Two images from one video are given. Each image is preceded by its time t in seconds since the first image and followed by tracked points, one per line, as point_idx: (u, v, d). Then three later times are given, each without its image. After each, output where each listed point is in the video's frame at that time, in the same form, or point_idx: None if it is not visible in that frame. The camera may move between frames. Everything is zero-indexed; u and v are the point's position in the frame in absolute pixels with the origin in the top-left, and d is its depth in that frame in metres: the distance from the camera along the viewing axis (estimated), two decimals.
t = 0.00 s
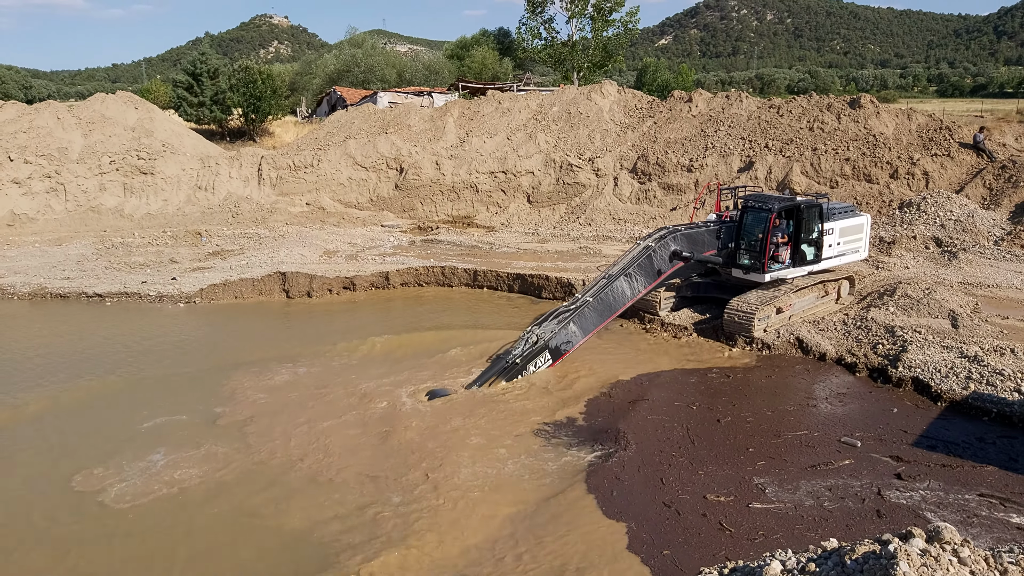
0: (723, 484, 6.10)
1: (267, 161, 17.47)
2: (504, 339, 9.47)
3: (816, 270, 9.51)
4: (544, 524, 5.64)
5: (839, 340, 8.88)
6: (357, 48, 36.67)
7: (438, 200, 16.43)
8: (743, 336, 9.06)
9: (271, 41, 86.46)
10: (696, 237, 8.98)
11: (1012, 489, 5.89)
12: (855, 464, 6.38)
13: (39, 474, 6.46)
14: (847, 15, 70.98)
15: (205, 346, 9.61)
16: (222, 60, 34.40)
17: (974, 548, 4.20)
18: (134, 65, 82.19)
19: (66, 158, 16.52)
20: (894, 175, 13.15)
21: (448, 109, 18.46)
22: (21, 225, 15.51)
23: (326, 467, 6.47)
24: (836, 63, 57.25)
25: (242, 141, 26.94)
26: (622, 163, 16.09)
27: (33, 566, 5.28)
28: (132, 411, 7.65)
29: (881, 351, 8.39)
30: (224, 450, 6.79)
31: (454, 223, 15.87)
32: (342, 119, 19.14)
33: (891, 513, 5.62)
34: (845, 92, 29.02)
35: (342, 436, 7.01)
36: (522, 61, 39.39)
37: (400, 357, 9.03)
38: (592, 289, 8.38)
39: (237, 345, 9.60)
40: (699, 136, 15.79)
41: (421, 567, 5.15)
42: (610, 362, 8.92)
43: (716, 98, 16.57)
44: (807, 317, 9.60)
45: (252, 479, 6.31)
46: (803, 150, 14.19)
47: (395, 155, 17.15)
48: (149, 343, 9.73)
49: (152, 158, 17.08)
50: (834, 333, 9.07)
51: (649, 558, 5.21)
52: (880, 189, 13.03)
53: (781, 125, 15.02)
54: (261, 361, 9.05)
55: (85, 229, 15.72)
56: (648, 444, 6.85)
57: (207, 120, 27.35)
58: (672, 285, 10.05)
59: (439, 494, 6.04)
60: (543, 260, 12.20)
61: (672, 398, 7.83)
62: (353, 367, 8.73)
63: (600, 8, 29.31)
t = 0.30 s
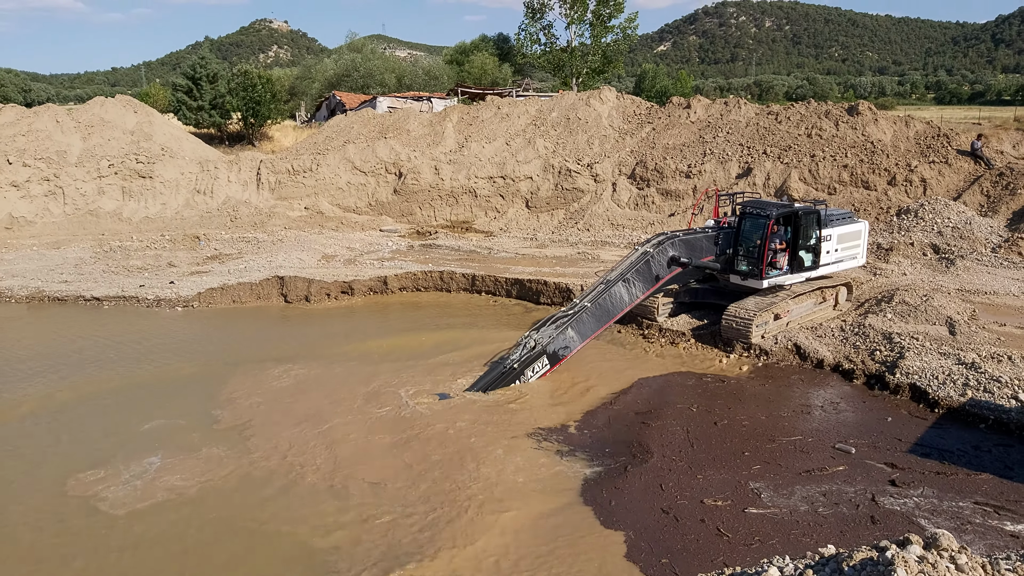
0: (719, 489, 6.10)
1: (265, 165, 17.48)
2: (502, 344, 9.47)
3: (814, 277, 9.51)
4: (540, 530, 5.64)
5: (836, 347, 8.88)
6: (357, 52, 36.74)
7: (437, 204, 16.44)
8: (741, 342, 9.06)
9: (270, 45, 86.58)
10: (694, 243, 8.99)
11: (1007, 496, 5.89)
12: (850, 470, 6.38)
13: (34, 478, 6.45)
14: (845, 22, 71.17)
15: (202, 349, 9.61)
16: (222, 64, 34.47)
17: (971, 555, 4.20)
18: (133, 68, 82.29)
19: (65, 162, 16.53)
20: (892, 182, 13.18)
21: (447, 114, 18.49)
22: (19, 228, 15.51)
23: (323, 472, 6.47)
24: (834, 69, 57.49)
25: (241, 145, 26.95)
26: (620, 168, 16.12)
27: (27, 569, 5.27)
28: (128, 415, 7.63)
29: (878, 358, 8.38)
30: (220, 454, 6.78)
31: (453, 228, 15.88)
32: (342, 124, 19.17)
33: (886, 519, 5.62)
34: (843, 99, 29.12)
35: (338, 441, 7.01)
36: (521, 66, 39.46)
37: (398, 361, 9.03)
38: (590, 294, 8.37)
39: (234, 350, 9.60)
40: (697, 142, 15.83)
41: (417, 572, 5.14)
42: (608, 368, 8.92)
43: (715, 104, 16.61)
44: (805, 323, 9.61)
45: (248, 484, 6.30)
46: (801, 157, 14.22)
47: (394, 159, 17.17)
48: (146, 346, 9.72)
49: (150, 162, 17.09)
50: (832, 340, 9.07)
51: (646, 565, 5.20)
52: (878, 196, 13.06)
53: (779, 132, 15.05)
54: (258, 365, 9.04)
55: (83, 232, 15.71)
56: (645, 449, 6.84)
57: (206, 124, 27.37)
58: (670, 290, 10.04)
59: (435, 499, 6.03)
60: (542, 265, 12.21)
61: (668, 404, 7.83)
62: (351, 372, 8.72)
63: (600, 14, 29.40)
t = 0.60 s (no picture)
0: (718, 493, 6.09)
1: (264, 168, 17.49)
2: (500, 347, 9.47)
3: (812, 280, 9.51)
4: (538, 534, 5.63)
5: (834, 350, 8.87)
6: (355, 55, 36.79)
7: (435, 207, 16.45)
8: (739, 346, 9.05)
9: (269, 48, 86.64)
10: (692, 246, 8.99)
11: (1001, 500, 5.89)
12: (845, 472, 6.39)
13: (31, 480, 6.44)
14: (842, 26, 71.33)
15: (200, 352, 9.60)
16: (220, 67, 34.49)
17: (970, 557, 4.20)
18: (132, 71, 82.31)
19: (63, 164, 16.52)
20: (889, 186, 13.21)
21: (446, 117, 18.51)
22: (16, 230, 15.49)
23: (320, 475, 6.46)
24: (831, 73, 57.67)
25: (239, 148, 26.96)
26: (619, 172, 16.13)
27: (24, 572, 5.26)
28: (125, 417, 7.62)
29: (876, 361, 8.38)
30: (218, 457, 6.77)
31: (451, 231, 15.89)
32: (340, 127, 19.18)
33: (882, 521, 5.62)
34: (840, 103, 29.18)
35: (335, 444, 7.00)
36: (519, 70, 39.52)
37: (396, 364, 9.02)
38: (589, 297, 8.36)
39: (233, 352, 9.59)
40: (695, 145, 15.85)
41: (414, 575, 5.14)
42: (606, 371, 8.91)
43: (713, 107, 16.64)
44: (803, 326, 9.60)
45: (246, 486, 6.29)
46: (799, 160, 14.24)
47: (392, 162, 17.18)
48: (144, 349, 9.72)
49: (149, 164, 17.08)
50: (829, 343, 9.07)
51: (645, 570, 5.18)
52: (875, 200, 13.09)
53: (777, 135, 15.07)
54: (256, 367, 9.04)
55: (81, 235, 15.70)
56: (642, 454, 6.84)
57: (204, 127, 27.38)
58: (669, 294, 10.03)
59: (432, 502, 6.02)
60: (540, 268, 12.21)
61: (666, 407, 7.82)
62: (348, 375, 8.70)
63: (598, 18, 29.46)
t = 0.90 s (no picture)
0: (716, 499, 6.08)
1: (261, 172, 17.49)
2: (497, 351, 9.47)
3: (808, 283, 9.53)
4: (535, 537, 5.63)
5: (830, 353, 8.87)
6: (352, 60, 36.81)
7: (432, 211, 16.46)
8: (735, 350, 9.06)
9: (266, 52, 86.64)
10: (688, 249, 9.00)
11: (994, 502, 5.90)
12: (840, 473, 6.40)
13: (28, 485, 6.43)
14: (838, 30, 71.55)
15: (197, 356, 9.59)
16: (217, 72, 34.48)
17: (965, 560, 4.21)
18: (128, 75, 82.25)
19: (59, 169, 16.49)
20: (885, 190, 13.25)
21: (442, 122, 18.54)
22: (12, 235, 15.46)
23: (317, 479, 6.45)
24: (827, 77, 57.84)
25: (236, 152, 26.95)
26: (615, 175, 16.16)
27: None
28: (122, 422, 7.62)
29: (873, 364, 8.37)
30: (215, 461, 6.77)
31: (448, 235, 15.90)
32: (337, 131, 19.19)
33: (877, 523, 5.63)
34: (836, 107, 29.27)
35: (332, 448, 7.00)
36: (516, 74, 39.59)
37: (393, 368, 9.02)
38: (585, 299, 8.35)
39: (229, 356, 9.58)
40: (692, 149, 15.88)
41: None
42: (603, 375, 8.92)
43: (709, 112, 16.68)
44: (799, 330, 9.61)
45: (243, 490, 6.29)
46: (795, 164, 14.28)
47: (389, 166, 17.19)
48: (140, 353, 9.71)
49: (145, 169, 17.05)
50: (826, 347, 9.07)
51: None
52: (871, 203, 13.13)
53: (773, 139, 15.12)
54: (253, 371, 9.03)
55: (77, 240, 15.67)
56: (640, 459, 6.84)
57: (201, 132, 27.37)
58: (665, 297, 10.05)
59: (430, 506, 6.03)
60: (537, 272, 12.22)
61: (663, 412, 7.82)
62: (345, 379, 8.70)
63: (594, 22, 29.52)
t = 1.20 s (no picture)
0: (715, 501, 6.05)
1: (259, 173, 17.49)
2: (496, 350, 9.47)
3: (806, 283, 9.53)
4: (534, 537, 5.63)
5: (829, 352, 8.85)
6: (350, 60, 36.79)
7: (431, 212, 16.46)
8: (734, 349, 9.07)
9: (264, 53, 86.59)
10: (687, 248, 8.99)
11: (990, 500, 5.90)
12: (839, 472, 6.39)
13: (27, 484, 6.43)
14: (836, 30, 71.58)
15: (196, 356, 9.59)
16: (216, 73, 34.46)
17: (964, 558, 4.21)
18: (126, 76, 82.18)
19: (57, 170, 16.48)
20: (883, 189, 13.26)
21: (441, 122, 18.55)
22: (10, 236, 15.45)
23: (315, 479, 6.45)
24: (825, 77, 57.83)
25: (234, 153, 26.95)
26: (614, 175, 16.16)
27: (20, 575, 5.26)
28: (121, 422, 7.62)
29: (871, 363, 8.35)
30: (214, 460, 6.78)
31: (447, 235, 15.91)
32: (336, 131, 19.19)
33: (876, 521, 5.63)
34: (835, 107, 29.28)
35: (331, 447, 7.00)
36: (515, 74, 39.60)
37: (392, 367, 9.02)
38: (583, 297, 8.29)
39: (228, 356, 9.57)
40: (690, 149, 15.89)
41: None
42: (602, 375, 8.93)
43: (707, 111, 16.69)
44: (798, 329, 9.62)
45: (242, 490, 6.30)
46: (793, 163, 14.30)
47: (388, 167, 17.19)
48: (138, 353, 9.70)
49: (143, 170, 17.05)
50: (824, 346, 9.06)
51: None
52: (870, 203, 13.14)
53: (771, 139, 15.13)
54: (253, 371, 9.03)
55: (75, 240, 15.67)
56: (638, 459, 6.83)
57: (199, 132, 27.36)
58: (664, 297, 10.06)
59: (428, 505, 6.03)
60: (536, 272, 12.22)
61: (662, 412, 7.82)
62: (344, 379, 8.70)
63: (593, 22, 29.54)
